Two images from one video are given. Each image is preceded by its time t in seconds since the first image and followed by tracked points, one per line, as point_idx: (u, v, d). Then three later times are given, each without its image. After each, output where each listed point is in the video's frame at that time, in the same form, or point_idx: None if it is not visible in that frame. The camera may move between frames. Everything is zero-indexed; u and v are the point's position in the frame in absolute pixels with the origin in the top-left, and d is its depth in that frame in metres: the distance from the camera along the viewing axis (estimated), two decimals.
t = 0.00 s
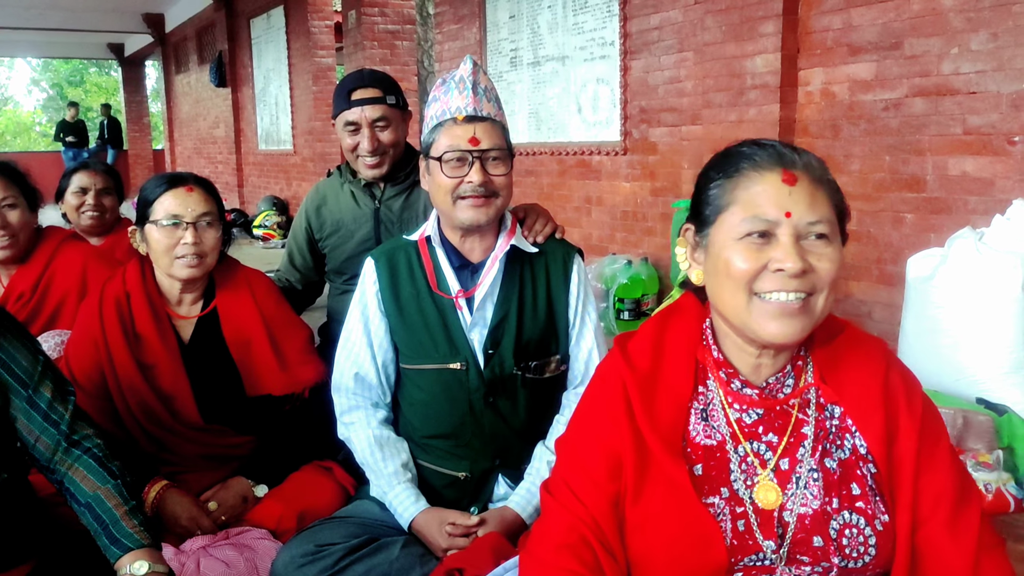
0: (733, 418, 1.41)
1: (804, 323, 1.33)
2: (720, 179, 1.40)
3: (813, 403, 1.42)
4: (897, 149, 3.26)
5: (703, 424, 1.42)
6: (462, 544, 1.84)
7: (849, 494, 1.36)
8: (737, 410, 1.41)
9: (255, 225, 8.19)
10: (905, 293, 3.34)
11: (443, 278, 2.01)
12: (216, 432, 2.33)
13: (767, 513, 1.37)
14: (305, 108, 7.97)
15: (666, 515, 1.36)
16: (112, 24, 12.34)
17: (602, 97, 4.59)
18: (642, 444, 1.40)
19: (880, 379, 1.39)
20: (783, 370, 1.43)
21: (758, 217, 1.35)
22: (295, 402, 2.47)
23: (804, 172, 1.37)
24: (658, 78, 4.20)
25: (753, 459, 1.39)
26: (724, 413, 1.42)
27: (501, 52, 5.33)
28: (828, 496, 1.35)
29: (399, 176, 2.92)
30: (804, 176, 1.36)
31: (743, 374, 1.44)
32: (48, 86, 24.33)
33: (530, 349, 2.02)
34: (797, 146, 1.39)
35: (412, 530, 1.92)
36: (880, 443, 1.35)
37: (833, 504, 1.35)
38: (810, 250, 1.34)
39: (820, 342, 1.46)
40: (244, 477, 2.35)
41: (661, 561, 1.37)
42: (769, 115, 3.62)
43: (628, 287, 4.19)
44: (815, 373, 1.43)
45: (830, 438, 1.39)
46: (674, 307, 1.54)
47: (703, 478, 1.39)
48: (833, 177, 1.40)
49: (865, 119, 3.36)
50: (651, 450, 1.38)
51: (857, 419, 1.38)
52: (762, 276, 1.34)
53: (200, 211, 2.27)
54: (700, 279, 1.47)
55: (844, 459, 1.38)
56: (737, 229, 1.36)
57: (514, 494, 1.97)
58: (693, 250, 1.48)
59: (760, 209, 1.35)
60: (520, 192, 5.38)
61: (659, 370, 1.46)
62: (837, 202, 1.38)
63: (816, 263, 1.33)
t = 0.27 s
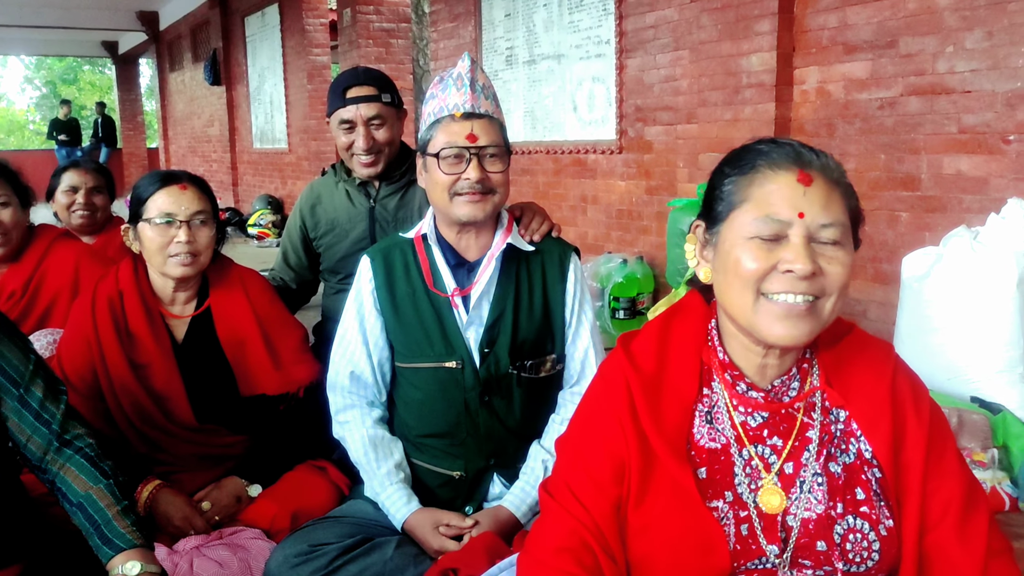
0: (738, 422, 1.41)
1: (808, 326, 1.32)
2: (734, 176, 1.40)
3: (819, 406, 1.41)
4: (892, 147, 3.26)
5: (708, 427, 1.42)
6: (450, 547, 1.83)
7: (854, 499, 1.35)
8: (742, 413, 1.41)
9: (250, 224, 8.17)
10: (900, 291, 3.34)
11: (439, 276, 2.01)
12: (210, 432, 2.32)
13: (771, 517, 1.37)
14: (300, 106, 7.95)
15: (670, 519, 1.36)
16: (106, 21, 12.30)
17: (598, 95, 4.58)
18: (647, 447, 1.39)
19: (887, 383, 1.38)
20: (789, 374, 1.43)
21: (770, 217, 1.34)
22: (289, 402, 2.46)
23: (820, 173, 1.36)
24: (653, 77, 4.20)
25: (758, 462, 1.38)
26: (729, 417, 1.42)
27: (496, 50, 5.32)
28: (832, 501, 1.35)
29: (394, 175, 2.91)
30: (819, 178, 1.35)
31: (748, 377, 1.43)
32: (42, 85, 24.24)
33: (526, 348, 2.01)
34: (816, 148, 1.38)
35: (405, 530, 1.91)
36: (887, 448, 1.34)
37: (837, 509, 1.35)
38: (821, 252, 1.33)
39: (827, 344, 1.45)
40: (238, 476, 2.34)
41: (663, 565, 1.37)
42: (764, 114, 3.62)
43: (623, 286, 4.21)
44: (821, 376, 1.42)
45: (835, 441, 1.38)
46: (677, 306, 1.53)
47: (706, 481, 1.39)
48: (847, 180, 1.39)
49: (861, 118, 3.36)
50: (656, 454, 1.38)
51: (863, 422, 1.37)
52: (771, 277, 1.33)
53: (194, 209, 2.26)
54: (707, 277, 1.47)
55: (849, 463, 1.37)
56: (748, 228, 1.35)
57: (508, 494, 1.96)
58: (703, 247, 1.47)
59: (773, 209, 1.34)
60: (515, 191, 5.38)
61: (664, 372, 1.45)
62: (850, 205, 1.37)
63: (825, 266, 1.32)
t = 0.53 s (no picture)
0: (717, 417, 1.41)
1: (769, 318, 1.33)
2: (679, 182, 1.42)
3: (798, 400, 1.41)
4: (885, 147, 3.27)
5: (688, 423, 1.42)
6: (440, 545, 1.83)
7: (835, 490, 1.35)
8: (721, 408, 1.41)
9: (243, 222, 8.14)
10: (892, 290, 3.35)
11: (436, 275, 2.00)
12: (204, 431, 2.31)
13: (753, 511, 1.36)
14: (293, 105, 7.93)
15: (654, 516, 1.36)
16: (98, 19, 12.24)
17: (592, 94, 4.58)
18: (629, 444, 1.40)
19: (864, 375, 1.38)
20: (767, 369, 1.44)
21: (714, 215, 1.36)
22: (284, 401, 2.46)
23: (757, 166, 1.37)
24: (647, 75, 4.20)
25: (738, 457, 1.39)
26: (708, 412, 1.42)
27: (490, 48, 5.32)
28: (813, 493, 1.35)
29: (389, 174, 2.91)
30: (756, 170, 1.36)
31: (726, 373, 1.44)
32: (33, 82, 24.11)
33: (521, 347, 2.01)
34: (752, 142, 1.39)
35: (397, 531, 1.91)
36: (864, 439, 1.34)
37: (818, 500, 1.34)
38: (769, 244, 1.33)
39: (803, 338, 1.46)
40: (232, 476, 2.34)
41: (650, 561, 1.37)
42: (758, 113, 3.63)
43: (617, 285, 4.22)
44: (799, 370, 1.43)
45: (814, 433, 1.39)
46: (657, 306, 1.54)
47: (689, 477, 1.39)
48: (791, 167, 1.39)
49: (854, 117, 3.36)
50: (638, 450, 1.38)
51: (841, 415, 1.38)
52: (724, 273, 1.34)
53: (187, 207, 2.25)
54: (672, 282, 1.48)
55: (829, 456, 1.37)
56: (696, 229, 1.37)
57: (503, 493, 1.96)
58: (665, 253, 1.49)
59: (716, 207, 1.36)
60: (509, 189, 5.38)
61: (644, 370, 1.46)
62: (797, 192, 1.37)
63: (776, 257, 1.33)
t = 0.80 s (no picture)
0: (699, 411, 1.42)
1: (734, 313, 1.33)
2: (638, 188, 1.44)
3: (778, 392, 1.41)
4: (879, 145, 3.28)
5: (670, 419, 1.43)
6: (428, 542, 1.82)
7: (818, 480, 1.35)
8: (702, 403, 1.41)
9: (237, 219, 8.11)
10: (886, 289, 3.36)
11: (432, 273, 1.99)
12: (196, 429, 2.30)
13: (738, 503, 1.36)
14: (287, 102, 7.90)
15: (640, 512, 1.36)
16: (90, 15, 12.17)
17: (586, 92, 4.58)
18: (613, 442, 1.40)
19: (842, 367, 1.38)
20: (747, 362, 1.43)
21: (670, 215, 1.37)
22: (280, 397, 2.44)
23: (709, 162, 1.37)
24: (642, 74, 4.20)
25: (720, 451, 1.39)
26: (690, 407, 1.42)
27: (484, 46, 5.31)
28: (796, 484, 1.35)
29: (384, 171, 2.90)
30: (708, 167, 1.37)
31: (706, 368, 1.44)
32: (24, 78, 23.96)
33: (517, 345, 2.00)
34: (704, 140, 1.40)
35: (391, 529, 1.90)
36: (845, 430, 1.34)
37: (802, 491, 1.35)
38: (727, 239, 1.34)
39: (783, 330, 1.47)
40: (225, 473, 2.33)
41: (640, 557, 1.37)
42: (752, 111, 3.64)
43: (611, 283, 4.05)
44: (779, 362, 1.43)
45: (796, 425, 1.39)
46: (636, 306, 1.55)
47: (673, 472, 1.39)
48: (746, 160, 1.39)
49: (848, 116, 3.37)
50: (621, 447, 1.38)
51: (821, 407, 1.37)
52: (686, 272, 1.35)
53: (181, 204, 2.24)
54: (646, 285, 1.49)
55: (811, 446, 1.37)
56: (657, 230, 1.39)
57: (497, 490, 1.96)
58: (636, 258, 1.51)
59: (672, 207, 1.37)
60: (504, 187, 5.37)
61: (626, 368, 1.47)
62: (753, 184, 1.37)
63: (734, 250, 1.33)
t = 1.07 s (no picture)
0: (700, 411, 1.41)
1: (734, 313, 1.32)
2: (639, 188, 1.43)
3: (779, 393, 1.40)
4: (873, 145, 3.28)
5: (671, 419, 1.42)
6: (420, 543, 1.80)
7: (818, 482, 1.35)
8: (703, 403, 1.41)
9: (229, 218, 8.08)
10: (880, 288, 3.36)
11: (425, 270, 1.98)
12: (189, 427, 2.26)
13: (738, 505, 1.36)
14: (280, 100, 7.87)
15: (638, 511, 1.36)
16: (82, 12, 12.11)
17: (580, 91, 4.58)
18: (612, 441, 1.39)
19: (842, 366, 1.38)
20: (749, 362, 1.42)
21: (671, 216, 1.36)
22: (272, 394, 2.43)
23: (710, 163, 1.37)
24: (636, 72, 4.19)
25: (721, 451, 1.38)
26: (690, 407, 1.41)
27: (478, 45, 5.30)
28: (796, 485, 1.35)
29: (378, 169, 2.89)
30: (709, 167, 1.36)
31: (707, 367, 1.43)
32: (15, 76, 23.83)
33: (512, 343, 1.99)
34: (706, 140, 1.40)
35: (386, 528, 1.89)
36: (847, 430, 1.34)
37: (802, 493, 1.34)
38: (728, 240, 1.33)
39: (783, 329, 1.46)
40: (217, 471, 2.30)
41: (637, 556, 1.36)
42: (746, 110, 3.64)
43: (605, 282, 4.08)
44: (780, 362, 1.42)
45: (797, 426, 1.38)
46: (636, 303, 1.54)
47: (673, 472, 1.38)
48: (748, 161, 1.39)
49: (842, 115, 3.38)
50: (621, 446, 1.38)
51: (823, 407, 1.37)
52: (687, 273, 1.34)
53: (173, 201, 2.22)
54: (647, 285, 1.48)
55: (812, 448, 1.36)
56: (657, 230, 1.38)
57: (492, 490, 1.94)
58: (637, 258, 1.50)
59: (673, 208, 1.37)
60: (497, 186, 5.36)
61: (625, 366, 1.46)
62: (755, 185, 1.36)
63: (735, 251, 1.32)
